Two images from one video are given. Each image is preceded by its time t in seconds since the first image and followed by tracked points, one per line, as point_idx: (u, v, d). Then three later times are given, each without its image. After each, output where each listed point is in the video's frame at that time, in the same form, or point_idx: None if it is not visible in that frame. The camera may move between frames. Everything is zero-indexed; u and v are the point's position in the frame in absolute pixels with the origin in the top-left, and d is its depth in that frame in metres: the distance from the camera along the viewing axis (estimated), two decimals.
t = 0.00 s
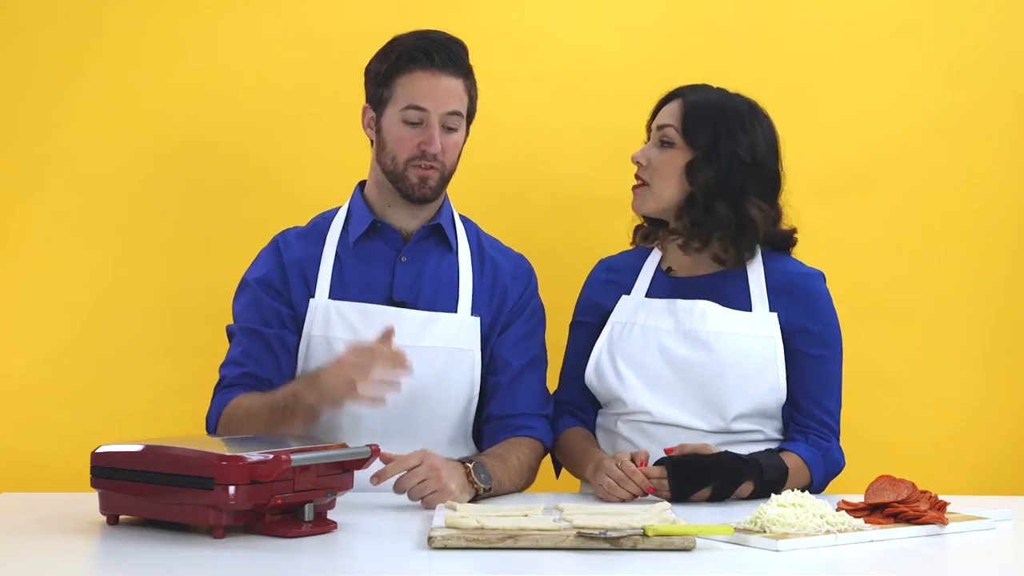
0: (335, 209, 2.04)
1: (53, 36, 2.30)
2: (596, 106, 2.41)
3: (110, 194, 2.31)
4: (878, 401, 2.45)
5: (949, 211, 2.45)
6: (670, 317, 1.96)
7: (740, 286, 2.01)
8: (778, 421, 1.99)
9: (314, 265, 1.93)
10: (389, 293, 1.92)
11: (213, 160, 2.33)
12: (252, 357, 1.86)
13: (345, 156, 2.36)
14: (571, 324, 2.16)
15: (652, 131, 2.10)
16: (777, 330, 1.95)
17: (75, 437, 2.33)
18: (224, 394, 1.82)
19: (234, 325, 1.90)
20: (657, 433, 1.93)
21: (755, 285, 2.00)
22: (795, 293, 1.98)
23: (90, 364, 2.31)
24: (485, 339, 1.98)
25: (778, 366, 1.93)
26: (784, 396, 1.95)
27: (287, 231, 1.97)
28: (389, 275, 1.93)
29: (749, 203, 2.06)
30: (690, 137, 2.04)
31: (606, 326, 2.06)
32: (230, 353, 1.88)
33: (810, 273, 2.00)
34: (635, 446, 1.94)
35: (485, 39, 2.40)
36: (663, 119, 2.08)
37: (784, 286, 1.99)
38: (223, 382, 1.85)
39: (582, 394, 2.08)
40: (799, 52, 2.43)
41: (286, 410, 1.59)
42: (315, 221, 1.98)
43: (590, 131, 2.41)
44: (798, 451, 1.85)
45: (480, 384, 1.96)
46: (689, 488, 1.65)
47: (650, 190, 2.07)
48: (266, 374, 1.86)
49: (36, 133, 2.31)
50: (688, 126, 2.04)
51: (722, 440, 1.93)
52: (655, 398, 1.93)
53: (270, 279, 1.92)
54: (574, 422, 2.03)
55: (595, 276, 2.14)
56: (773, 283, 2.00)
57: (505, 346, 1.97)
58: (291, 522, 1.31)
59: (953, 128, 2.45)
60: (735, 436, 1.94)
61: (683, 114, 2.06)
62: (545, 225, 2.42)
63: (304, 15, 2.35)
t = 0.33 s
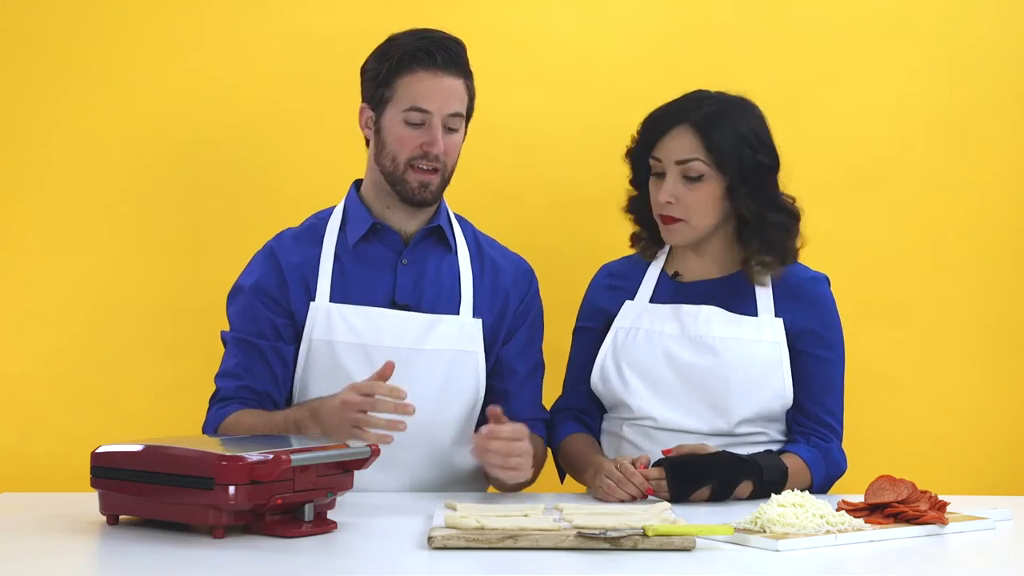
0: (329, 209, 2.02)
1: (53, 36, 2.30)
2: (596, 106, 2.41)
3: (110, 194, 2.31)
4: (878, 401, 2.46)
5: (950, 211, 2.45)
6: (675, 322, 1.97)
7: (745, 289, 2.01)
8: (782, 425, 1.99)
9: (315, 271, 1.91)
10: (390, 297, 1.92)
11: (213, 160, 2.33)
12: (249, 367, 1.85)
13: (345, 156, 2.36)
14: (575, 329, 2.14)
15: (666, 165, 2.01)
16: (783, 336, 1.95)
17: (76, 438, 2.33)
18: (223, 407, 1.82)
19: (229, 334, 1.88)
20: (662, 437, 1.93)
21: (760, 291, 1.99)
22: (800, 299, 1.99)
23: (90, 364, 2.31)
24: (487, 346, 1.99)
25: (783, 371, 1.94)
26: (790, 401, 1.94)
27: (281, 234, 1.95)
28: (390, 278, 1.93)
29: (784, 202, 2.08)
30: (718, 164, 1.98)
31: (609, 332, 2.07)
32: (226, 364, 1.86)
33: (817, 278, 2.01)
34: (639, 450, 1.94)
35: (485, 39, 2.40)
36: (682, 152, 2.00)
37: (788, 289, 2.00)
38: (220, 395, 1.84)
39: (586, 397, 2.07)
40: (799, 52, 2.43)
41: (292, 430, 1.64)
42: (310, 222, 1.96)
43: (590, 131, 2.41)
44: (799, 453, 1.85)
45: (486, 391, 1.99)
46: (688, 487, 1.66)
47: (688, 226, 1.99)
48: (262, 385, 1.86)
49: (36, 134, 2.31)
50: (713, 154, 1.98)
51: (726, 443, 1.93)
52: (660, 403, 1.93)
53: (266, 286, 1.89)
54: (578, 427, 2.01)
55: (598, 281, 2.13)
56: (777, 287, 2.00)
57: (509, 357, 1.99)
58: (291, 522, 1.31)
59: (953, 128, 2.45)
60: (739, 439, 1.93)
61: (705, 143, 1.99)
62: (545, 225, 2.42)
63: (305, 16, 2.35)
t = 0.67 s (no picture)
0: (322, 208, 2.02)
1: (53, 36, 2.30)
2: (596, 106, 2.41)
3: (110, 194, 2.31)
4: (878, 402, 2.46)
5: (950, 211, 2.45)
6: (675, 324, 1.97)
7: (742, 288, 2.00)
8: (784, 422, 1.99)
9: (314, 271, 1.90)
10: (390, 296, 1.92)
11: (213, 160, 2.33)
12: (249, 363, 1.84)
13: (345, 157, 2.36)
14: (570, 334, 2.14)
15: (682, 165, 2.00)
16: (782, 333, 1.95)
17: (76, 438, 2.33)
18: (221, 398, 1.81)
19: (227, 328, 1.87)
20: (667, 439, 1.94)
21: (757, 289, 1.99)
22: (798, 296, 1.98)
23: (90, 364, 2.31)
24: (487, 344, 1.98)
25: (784, 369, 1.93)
26: (792, 399, 1.94)
27: (277, 233, 1.94)
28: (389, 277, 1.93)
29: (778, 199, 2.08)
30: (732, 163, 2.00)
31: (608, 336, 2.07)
32: (223, 358, 1.85)
33: (813, 275, 2.00)
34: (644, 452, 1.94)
35: (485, 39, 2.40)
36: (699, 151, 2.00)
37: (785, 286, 1.99)
38: (217, 387, 1.83)
39: (583, 400, 2.07)
40: (800, 52, 2.43)
41: (301, 378, 1.65)
42: (306, 221, 1.95)
43: (590, 131, 2.41)
44: (798, 450, 1.85)
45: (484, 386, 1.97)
46: (688, 487, 1.65)
47: (705, 226, 1.98)
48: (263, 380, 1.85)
49: (36, 134, 2.31)
50: (727, 153, 2.00)
51: (731, 443, 1.93)
52: (664, 406, 1.94)
53: (265, 284, 1.88)
54: (578, 430, 2.02)
55: (593, 284, 2.12)
56: (774, 284, 2.00)
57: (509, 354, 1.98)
58: (291, 522, 1.31)
59: (953, 128, 2.45)
60: (744, 439, 1.93)
61: (722, 143, 2.00)
62: (545, 226, 2.42)
63: (305, 16, 2.35)
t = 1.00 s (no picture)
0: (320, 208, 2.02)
1: (53, 37, 2.30)
2: (597, 106, 2.41)
3: (110, 194, 2.31)
4: (878, 402, 2.46)
5: (950, 211, 2.45)
6: (670, 320, 1.97)
7: (735, 285, 2.01)
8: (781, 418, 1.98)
9: (314, 271, 1.90)
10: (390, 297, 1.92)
11: (213, 160, 2.33)
12: (250, 362, 1.84)
13: (345, 157, 2.36)
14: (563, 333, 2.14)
15: (695, 159, 1.99)
16: (777, 325, 1.96)
17: (76, 437, 2.33)
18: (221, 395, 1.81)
19: (227, 328, 1.86)
20: (666, 436, 1.93)
21: (751, 282, 2.00)
22: (792, 289, 1.99)
23: (90, 365, 2.31)
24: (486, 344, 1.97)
25: (780, 362, 1.94)
26: (789, 393, 1.94)
27: (276, 233, 1.94)
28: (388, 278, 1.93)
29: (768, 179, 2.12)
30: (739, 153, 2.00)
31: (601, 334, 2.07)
32: (223, 357, 1.85)
33: (804, 269, 2.02)
34: (643, 450, 1.93)
35: (486, 39, 2.40)
36: (711, 144, 1.99)
37: (778, 281, 2.00)
38: (216, 385, 1.83)
39: (578, 399, 2.08)
40: (800, 52, 2.43)
41: (306, 358, 1.66)
42: (306, 222, 1.95)
43: (590, 131, 2.41)
44: (798, 446, 1.85)
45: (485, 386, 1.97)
46: (689, 488, 1.65)
47: (720, 218, 1.98)
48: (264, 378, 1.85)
49: (36, 134, 2.31)
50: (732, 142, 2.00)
51: (730, 438, 1.92)
52: (662, 401, 1.93)
53: (265, 284, 1.88)
54: (573, 430, 2.02)
55: (584, 284, 2.13)
56: (768, 280, 2.00)
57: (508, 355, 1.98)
58: (291, 522, 1.31)
59: (953, 128, 2.45)
60: (743, 434, 1.93)
61: (731, 135, 2.00)
62: (545, 226, 2.42)
63: (305, 16, 2.35)
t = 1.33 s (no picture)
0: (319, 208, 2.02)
1: (53, 37, 2.30)
2: (596, 106, 2.41)
3: (110, 194, 2.31)
4: (879, 402, 2.46)
5: (950, 211, 2.45)
6: (667, 319, 1.97)
7: (736, 285, 2.00)
8: (778, 421, 1.98)
9: (313, 273, 1.90)
10: (390, 298, 1.92)
11: (213, 160, 2.33)
12: (251, 371, 1.83)
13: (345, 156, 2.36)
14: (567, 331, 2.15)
15: (678, 155, 2.00)
16: (774, 327, 1.95)
17: (75, 438, 2.33)
18: (225, 409, 1.79)
19: (226, 335, 1.85)
20: (659, 435, 1.93)
21: (751, 284, 2.00)
22: (792, 293, 1.99)
23: (90, 365, 2.31)
24: (486, 343, 1.99)
25: (775, 364, 1.94)
26: (784, 396, 1.94)
27: (275, 235, 1.94)
28: (388, 280, 1.92)
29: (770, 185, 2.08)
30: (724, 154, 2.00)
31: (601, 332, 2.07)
32: (224, 366, 1.83)
33: (805, 271, 2.01)
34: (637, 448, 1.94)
35: (485, 39, 2.40)
36: (692, 140, 2.00)
37: (778, 283, 2.00)
38: (221, 398, 1.81)
39: (576, 396, 2.08)
40: (799, 52, 2.43)
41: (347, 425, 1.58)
42: (304, 224, 1.95)
43: (590, 131, 2.41)
44: (799, 451, 1.84)
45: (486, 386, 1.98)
46: (690, 488, 1.65)
47: (702, 214, 1.98)
48: (265, 387, 1.83)
49: (37, 134, 2.31)
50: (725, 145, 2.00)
51: (724, 439, 1.92)
52: (656, 400, 1.94)
53: (265, 289, 1.88)
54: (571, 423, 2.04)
55: (588, 283, 2.14)
56: (768, 281, 2.00)
57: (507, 355, 1.99)
58: (291, 522, 1.31)
59: (953, 128, 2.45)
60: (736, 436, 1.93)
61: (716, 133, 2.01)
62: (544, 226, 2.42)
63: (305, 16, 2.36)
